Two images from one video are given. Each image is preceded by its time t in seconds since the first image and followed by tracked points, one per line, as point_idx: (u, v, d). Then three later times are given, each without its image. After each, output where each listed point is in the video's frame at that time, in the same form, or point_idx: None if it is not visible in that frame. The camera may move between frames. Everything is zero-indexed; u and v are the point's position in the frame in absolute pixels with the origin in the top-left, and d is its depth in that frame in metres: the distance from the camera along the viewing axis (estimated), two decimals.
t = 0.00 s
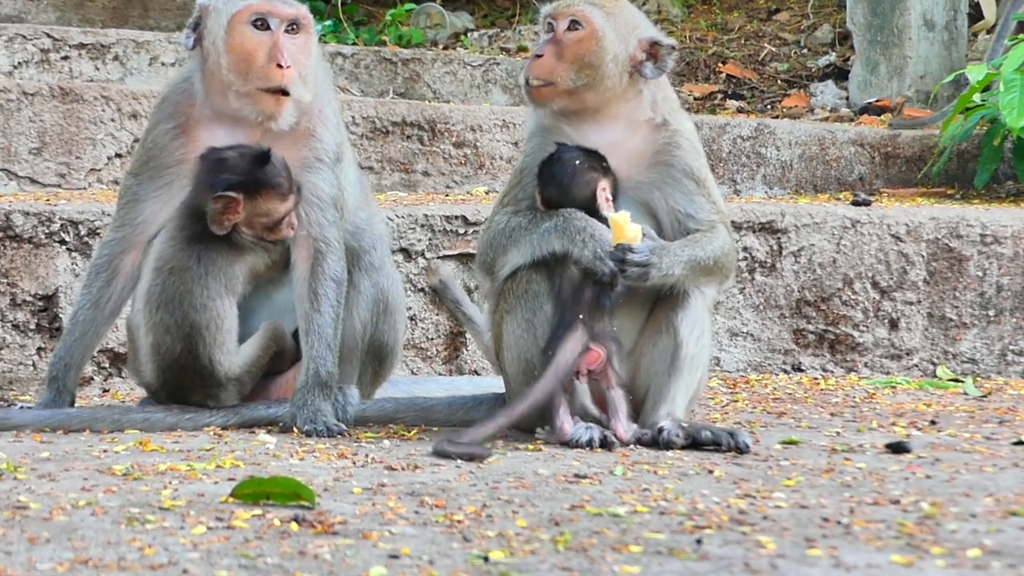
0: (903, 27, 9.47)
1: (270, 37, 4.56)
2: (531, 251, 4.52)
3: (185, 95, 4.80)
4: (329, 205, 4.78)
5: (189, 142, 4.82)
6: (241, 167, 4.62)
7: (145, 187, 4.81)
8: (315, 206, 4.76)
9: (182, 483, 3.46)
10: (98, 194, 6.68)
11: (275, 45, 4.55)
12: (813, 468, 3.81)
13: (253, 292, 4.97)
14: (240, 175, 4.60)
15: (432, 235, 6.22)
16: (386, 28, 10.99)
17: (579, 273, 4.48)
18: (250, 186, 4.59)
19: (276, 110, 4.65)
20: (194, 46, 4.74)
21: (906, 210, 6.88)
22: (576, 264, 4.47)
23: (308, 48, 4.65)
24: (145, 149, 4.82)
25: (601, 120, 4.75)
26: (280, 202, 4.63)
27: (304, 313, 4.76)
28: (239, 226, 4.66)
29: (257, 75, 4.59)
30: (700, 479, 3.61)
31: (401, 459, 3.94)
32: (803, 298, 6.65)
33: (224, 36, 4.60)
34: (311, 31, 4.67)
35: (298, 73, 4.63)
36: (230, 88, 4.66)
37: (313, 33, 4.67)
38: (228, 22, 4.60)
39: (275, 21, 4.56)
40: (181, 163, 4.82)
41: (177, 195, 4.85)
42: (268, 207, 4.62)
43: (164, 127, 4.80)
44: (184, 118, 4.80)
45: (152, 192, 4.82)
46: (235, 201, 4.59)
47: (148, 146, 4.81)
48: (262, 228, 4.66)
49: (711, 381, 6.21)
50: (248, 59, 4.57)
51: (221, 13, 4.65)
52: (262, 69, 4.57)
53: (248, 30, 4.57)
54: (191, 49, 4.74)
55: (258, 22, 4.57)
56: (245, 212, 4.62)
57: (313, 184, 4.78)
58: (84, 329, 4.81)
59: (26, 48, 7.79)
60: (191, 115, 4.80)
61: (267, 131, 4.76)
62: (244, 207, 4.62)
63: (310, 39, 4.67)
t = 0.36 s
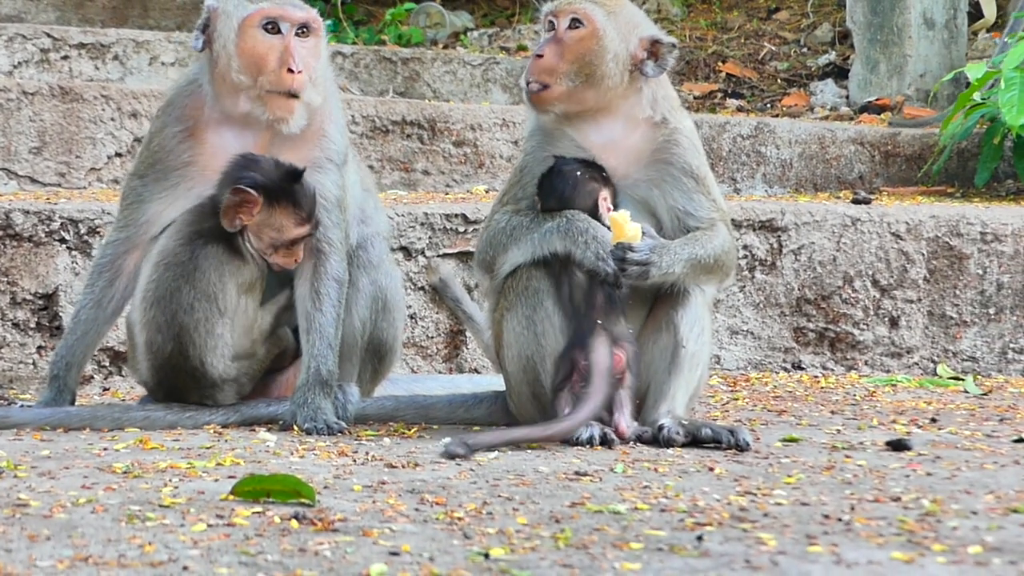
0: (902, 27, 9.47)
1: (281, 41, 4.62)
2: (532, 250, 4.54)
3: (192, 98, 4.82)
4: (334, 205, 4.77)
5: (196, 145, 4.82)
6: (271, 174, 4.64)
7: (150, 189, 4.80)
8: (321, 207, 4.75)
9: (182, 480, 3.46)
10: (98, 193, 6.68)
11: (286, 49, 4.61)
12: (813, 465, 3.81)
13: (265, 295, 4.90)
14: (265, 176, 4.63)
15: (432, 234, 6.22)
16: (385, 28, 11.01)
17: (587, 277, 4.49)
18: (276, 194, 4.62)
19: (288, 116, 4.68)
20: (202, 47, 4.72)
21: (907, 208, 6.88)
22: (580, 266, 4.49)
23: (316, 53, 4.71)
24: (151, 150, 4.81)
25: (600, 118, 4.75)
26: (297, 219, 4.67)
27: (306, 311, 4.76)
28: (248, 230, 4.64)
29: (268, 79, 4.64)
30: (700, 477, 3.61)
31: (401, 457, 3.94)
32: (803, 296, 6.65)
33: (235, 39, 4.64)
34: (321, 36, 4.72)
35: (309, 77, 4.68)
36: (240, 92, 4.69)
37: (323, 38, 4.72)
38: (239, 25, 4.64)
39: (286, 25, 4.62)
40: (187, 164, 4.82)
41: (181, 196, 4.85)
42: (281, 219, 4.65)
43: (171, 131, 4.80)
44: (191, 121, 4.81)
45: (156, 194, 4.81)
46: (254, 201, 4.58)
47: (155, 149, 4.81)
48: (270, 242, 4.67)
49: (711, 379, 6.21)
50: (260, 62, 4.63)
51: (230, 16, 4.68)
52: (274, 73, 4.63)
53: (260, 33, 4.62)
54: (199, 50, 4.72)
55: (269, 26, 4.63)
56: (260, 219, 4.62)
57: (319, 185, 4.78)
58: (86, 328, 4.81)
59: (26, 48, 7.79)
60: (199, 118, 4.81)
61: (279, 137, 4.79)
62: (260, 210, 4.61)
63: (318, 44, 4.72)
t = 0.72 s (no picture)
0: (903, 23, 9.46)
1: (286, 37, 4.59)
2: (555, 248, 4.49)
3: (198, 97, 4.80)
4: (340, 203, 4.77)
5: (203, 142, 4.79)
6: (274, 177, 4.56)
7: (156, 186, 4.79)
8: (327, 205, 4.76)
9: (183, 475, 3.46)
10: (98, 189, 6.68)
11: (291, 47, 4.59)
12: (815, 460, 3.81)
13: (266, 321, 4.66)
14: (266, 179, 4.55)
15: (433, 229, 6.22)
16: (386, 24, 11.01)
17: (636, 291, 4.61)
18: (278, 193, 4.54)
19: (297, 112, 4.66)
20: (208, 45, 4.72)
21: (907, 204, 6.88)
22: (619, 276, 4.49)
23: (322, 49, 4.68)
24: (157, 148, 4.79)
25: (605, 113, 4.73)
26: (303, 218, 4.55)
27: (307, 307, 4.74)
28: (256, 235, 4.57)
29: (275, 76, 4.61)
30: (701, 472, 3.61)
31: (402, 453, 3.94)
32: (803, 292, 6.65)
33: (239, 36, 4.61)
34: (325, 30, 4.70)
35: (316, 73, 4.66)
36: (245, 89, 4.66)
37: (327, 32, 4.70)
38: (243, 23, 4.61)
39: (291, 22, 4.59)
40: (195, 163, 4.78)
41: (188, 195, 4.80)
42: (286, 220, 4.54)
43: (177, 129, 4.78)
44: (197, 120, 4.79)
45: (163, 191, 4.79)
46: (255, 202, 4.51)
47: (161, 148, 4.78)
48: (280, 245, 4.57)
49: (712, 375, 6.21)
50: (263, 59, 4.60)
51: (235, 14, 4.65)
52: (278, 69, 4.60)
53: (264, 30, 4.59)
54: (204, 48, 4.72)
55: (274, 23, 4.60)
56: (264, 220, 4.53)
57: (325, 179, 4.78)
58: (87, 324, 4.82)
59: (26, 44, 7.79)
60: (203, 115, 4.79)
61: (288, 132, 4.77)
62: (263, 212, 4.53)
63: (324, 40, 4.69)
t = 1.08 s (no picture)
0: (905, 19, 9.40)
1: (202, 27, 4.46)
2: (566, 247, 4.51)
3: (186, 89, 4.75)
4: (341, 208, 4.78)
5: (196, 135, 4.75)
6: (355, 191, 4.37)
7: (155, 180, 4.77)
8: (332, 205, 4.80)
9: (186, 470, 3.46)
10: (101, 183, 6.69)
11: (203, 36, 4.46)
12: (818, 456, 3.81)
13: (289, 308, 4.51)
14: (346, 191, 4.36)
15: (436, 224, 6.22)
16: (389, 19, 11.02)
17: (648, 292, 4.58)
18: (354, 207, 4.33)
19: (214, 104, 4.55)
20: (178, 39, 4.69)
21: (910, 200, 6.87)
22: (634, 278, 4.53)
23: (247, 36, 4.51)
24: (155, 142, 4.77)
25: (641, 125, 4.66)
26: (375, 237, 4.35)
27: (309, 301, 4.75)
28: (326, 246, 4.36)
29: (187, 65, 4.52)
30: (704, 468, 3.60)
31: (405, 447, 3.94)
32: (806, 288, 6.65)
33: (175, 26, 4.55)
34: (260, 19, 4.51)
35: (234, 63, 4.51)
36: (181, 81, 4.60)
37: (262, 21, 4.51)
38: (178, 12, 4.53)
39: (207, 11, 4.45)
40: (188, 157, 4.76)
41: (185, 188, 4.79)
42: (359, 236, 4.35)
43: (170, 120, 4.74)
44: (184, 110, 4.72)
45: (162, 185, 4.77)
46: (331, 215, 4.30)
47: (156, 141, 4.77)
48: (349, 259, 4.38)
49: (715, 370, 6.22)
50: (184, 49, 4.51)
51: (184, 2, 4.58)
52: (190, 60, 4.50)
53: (186, 21, 4.47)
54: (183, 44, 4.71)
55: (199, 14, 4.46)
56: (338, 232, 4.33)
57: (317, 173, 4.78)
58: (90, 318, 4.85)
59: (29, 37, 7.80)
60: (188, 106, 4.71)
61: (234, 119, 4.69)
62: (337, 225, 4.32)
63: (253, 27, 4.50)
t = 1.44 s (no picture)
0: (910, 15, 9.40)
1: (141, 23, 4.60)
2: (551, 245, 4.48)
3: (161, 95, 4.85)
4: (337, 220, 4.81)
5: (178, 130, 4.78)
6: (345, 176, 4.46)
7: (150, 174, 4.79)
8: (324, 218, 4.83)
9: (190, 466, 3.46)
10: (106, 178, 6.69)
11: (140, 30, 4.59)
12: (822, 453, 3.80)
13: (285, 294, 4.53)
14: (337, 175, 4.45)
15: (440, 220, 6.22)
16: (393, 14, 11.02)
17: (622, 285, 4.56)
18: (343, 193, 4.43)
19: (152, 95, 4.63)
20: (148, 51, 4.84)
21: (915, 196, 6.86)
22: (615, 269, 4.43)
23: (182, 28, 4.61)
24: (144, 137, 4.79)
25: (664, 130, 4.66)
26: (359, 225, 4.44)
27: (309, 298, 4.74)
28: (309, 226, 4.42)
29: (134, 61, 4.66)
30: (708, 465, 3.60)
31: (409, 443, 3.94)
32: (810, 284, 6.65)
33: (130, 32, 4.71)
34: (189, 10, 4.61)
35: (164, 54, 4.59)
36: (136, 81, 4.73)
37: (192, 11, 4.61)
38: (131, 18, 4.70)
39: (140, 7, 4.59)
40: (166, 145, 4.78)
41: (174, 181, 4.80)
42: (344, 223, 4.43)
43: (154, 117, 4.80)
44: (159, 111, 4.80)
45: (154, 179, 4.79)
46: (321, 198, 4.38)
47: (144, 139, 4.80)
48: (329, 245, 4.44)
49: (719, 366, 6.21)
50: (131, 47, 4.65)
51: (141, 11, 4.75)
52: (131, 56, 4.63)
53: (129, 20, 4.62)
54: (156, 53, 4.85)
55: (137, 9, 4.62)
56: (324, 216, 4.40)
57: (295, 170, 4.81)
58: (91, 312, 4.85)
59: (33, 32, 7.82)
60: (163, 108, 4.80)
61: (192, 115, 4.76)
62: (325, 208, 4.40)
63: (184, 18, 4.61)
